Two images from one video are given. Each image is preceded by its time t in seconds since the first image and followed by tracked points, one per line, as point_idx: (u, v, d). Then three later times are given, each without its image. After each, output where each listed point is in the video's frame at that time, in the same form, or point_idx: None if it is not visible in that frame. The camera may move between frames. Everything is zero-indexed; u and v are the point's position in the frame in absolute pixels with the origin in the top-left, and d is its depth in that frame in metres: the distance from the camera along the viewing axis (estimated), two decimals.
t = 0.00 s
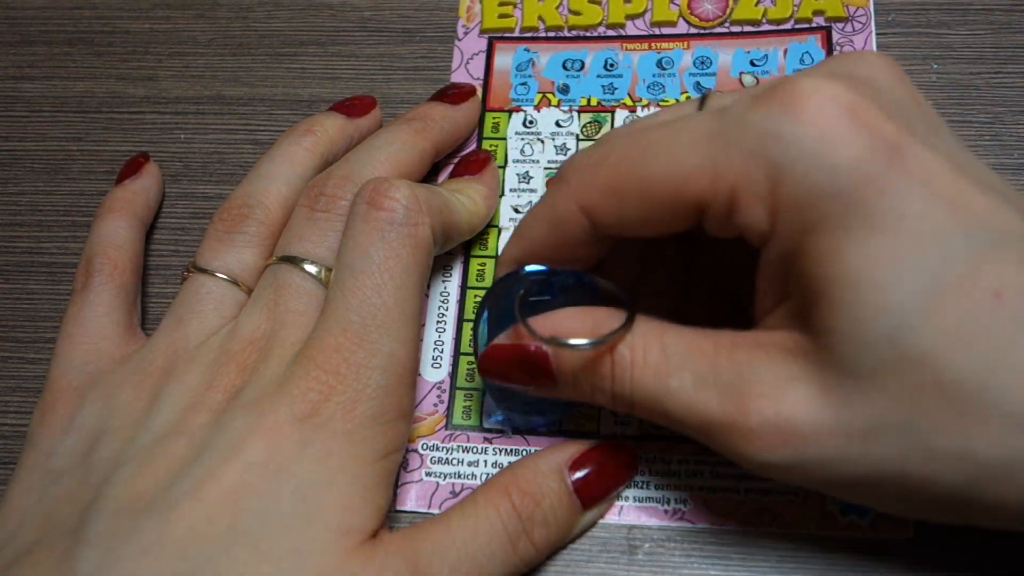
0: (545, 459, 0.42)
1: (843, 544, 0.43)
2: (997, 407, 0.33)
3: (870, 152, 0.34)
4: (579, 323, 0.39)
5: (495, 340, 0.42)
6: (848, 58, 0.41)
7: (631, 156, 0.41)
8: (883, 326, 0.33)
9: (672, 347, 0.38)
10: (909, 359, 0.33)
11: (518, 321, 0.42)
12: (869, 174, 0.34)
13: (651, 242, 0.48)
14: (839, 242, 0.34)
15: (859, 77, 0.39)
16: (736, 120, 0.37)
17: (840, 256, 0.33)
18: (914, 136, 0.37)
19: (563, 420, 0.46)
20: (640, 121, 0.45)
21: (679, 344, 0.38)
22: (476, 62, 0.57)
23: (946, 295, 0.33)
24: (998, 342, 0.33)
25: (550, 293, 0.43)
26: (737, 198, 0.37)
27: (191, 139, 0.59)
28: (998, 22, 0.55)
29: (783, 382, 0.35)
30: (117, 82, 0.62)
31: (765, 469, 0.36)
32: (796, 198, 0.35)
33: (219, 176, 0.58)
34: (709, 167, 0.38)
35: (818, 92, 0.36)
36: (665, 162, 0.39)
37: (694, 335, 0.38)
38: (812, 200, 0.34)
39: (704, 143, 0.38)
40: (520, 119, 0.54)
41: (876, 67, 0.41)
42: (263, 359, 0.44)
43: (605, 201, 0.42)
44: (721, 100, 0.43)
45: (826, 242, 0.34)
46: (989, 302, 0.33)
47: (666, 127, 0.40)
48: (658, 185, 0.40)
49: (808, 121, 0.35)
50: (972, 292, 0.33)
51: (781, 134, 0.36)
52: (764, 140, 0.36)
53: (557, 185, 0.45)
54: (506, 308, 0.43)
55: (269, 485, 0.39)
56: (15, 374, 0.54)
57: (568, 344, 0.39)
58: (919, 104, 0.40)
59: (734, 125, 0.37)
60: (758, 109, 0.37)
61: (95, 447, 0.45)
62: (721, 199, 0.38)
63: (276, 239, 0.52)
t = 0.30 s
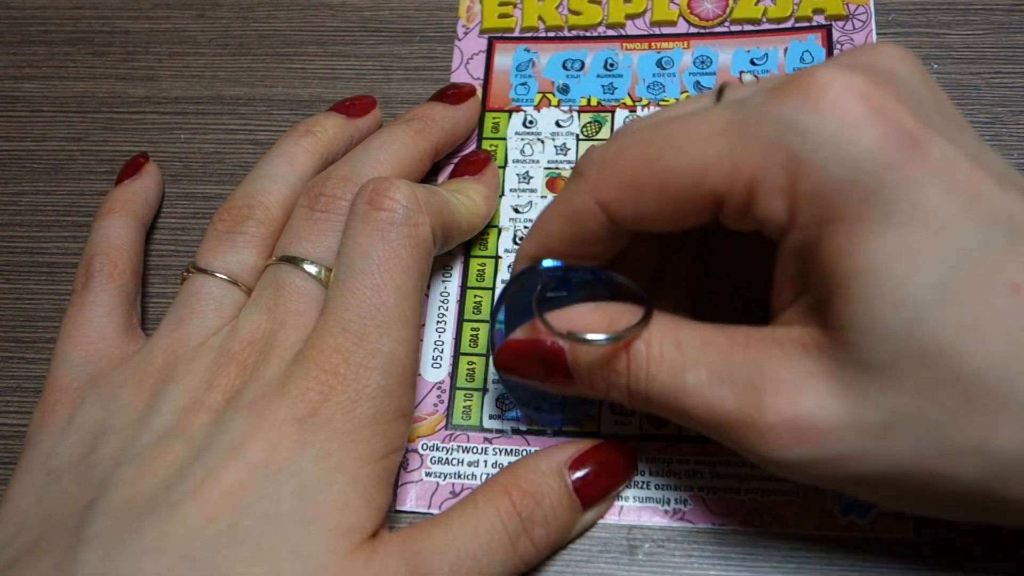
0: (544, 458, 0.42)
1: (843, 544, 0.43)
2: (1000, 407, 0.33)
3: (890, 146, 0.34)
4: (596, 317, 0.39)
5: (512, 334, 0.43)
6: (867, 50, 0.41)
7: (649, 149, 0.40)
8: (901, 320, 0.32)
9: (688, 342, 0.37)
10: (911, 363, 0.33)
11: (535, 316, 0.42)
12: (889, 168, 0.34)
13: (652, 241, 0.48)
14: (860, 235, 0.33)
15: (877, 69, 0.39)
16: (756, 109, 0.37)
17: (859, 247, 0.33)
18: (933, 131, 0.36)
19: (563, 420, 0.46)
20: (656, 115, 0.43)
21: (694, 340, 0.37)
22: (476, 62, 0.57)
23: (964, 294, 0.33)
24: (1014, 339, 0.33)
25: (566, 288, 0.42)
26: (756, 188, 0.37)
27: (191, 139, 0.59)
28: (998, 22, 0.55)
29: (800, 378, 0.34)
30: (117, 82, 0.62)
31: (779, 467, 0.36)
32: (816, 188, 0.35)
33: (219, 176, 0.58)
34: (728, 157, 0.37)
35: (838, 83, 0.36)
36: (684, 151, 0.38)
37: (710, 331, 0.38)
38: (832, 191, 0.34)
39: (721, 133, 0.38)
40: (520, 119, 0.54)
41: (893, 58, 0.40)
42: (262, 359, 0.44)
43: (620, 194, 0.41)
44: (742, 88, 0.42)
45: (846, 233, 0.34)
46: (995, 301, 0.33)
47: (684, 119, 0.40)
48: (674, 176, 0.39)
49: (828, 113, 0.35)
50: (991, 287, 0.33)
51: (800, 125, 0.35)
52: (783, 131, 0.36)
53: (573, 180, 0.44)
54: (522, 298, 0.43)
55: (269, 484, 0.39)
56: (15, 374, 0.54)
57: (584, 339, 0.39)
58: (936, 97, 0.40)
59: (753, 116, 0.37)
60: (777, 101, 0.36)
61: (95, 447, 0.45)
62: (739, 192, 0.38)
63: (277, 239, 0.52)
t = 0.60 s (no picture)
0: (545, 458, 0.42)
1: (843, 544, 0.43)
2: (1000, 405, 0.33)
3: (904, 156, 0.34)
4: (606, 331, 0.39)
5: (523, 349, 0.42)
6: (871, 58, 0.40)
7: (658, 166, 0.39)
8: (915, 334, 0.32)
9: (702, 355, 0.37)
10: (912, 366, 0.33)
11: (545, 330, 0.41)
12: (904, 180, 0.33)
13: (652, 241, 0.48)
14: (878, 249, 0.33)
15: (884, 78, 0.39)
16: (767, 125, 0.37)
17: (877, 261, 0.33)
18: (944, 139, 0.36)
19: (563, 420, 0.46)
20: (656, 130, 0.44)
21: (707, 355, 0.37)
22: (476, 62, 0.57)
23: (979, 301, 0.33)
24: None
25: (578, 301, 0.42)
26: (769, 206, 0.37)
27: (191, 139, 0.59)
28: (998, 22, 0.55)
29: (814, 392, 0.35)
30: (117, 82, 0.62)
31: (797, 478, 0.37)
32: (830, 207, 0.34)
33: (219, 176, 0.58)
34: (740, 175, 0.37)
35: (847, 95, 0.36)
36: (695, 168, 0.38)
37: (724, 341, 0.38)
38: (847, 208, 0.34)
39: (733, 149, 0.37)
40: (520, 119, 0.54)
41: (900, 66, 0.40)
42: (263, 360, 0.44)
43: (631, 212, 0.41)
44: (746, 102, 0.42)
45: (865, 248, 0.33)
46: (998, 298, 0.33)
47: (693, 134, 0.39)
48: (685, 194, 0.38)
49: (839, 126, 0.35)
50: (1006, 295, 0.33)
51: (814, 140, 0.35)
52: (797, 146, 0.35)
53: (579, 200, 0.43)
54: (533, 314, 0.43)
55: (269, 484, 0.39)
56: (15, 373, 0.54)
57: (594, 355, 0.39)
58: (944, 104, 0.39)
59: (767, 130, 0.37)
60: (787, 117, 0.36)
61: (95, 447, 0.45)
62: (752, 209, 0.37)
63: (277, 239, 0.52)
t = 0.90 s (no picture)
0: (545, 458, 0.42)
1: (844, 544, 0.43)
2: (1001, 405, 0.33)
3: (929, 138, 0.34)
4: (626, 301, 0.40)
5: (543, 316, 0.43)
6: (897, 40, 0.40)
7: (681, 139, 0.39)
8: (932, 318, 0.33)
9: (719, 331, 0.38)
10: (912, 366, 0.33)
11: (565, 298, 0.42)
12: (926, 162, 0.33)
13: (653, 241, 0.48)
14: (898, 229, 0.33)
15: (911, 59, 0.39)
16: (796, 99, 0.36)
17: (898, 240, 0.33)
18: (969, 127, 0.36)
19: (563, 419, 0.46)
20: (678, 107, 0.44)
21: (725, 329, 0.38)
22: (476, 62, 0.57)
23: (1000, 290, 0.33)
24: None
25: (599, 272, 0.42)
26: (790, 180, 0.37)
27: (191, 139, 0.59)
28: (998, 22, 0.55)
29: (831, 370, 0.35)
30: (117, 82, 0.62)
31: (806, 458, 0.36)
32: (852, 184, 0.34)
33: (219, 176, 0.58)
34: (762, 149, 0.37)
35: (875, 75, 0.36)
36: (720, 140, 0.38)
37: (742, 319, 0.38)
38: (868, 184, 0.34)
39: (759, 120, 0.37)
40: (520, 119, 0.54)
41: (926, 50, 0.40)
42: (263, 360, 0.44)
43: (654, 182, 0.41)
44: (770, 78, 0.42)
45: (884, 227, 0.33)
46: (999, 296, 0.33)
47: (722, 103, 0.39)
48: (709, 165, 0.38)
49: (864, 107, 0.35)
50: None
51: (839, 119, 0.35)
52: (821, 123, 0.35)
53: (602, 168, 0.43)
54: (554, 284, 0.44)
55: (269, 485, 0.39)
56: (15, 374, 0.54)
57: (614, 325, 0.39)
58: (969, 89, 0.39)
59: (794, 104, 0.36)
60: (813, 93, 0.36)
61: (95, 447, 0.44)
62: (773, 185, 0.37)
63: (277, 238, 0.52)
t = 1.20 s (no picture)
0: (544, 457, 0.42)
1: (844, 544, 0.43)
2: (1002, 405, 0.33)
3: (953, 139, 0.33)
4: (640, 306, 0.39)
5: (555, 317, 0.42)
6: (915, 39, 0.40)
7: (695, 146, 0.38)
8: (951, 323, 0.32)
9: (734, 336, 0.37)
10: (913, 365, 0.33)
11: (578, 300, 0.41)
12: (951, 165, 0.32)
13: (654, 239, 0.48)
14: (919, 237, 0.32)
15: (929, 60, 0.38)
16: (818, 98, 0.35)
17: (918, 249, 0.32)
18: (988, 128, 0.35)
19: (563, 419, 0.46)
20: (695, 104, 0.43)
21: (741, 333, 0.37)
22: (476, 62, 0.57)
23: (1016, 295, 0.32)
24: None
25: (611, 274, 0.41)
26: (810, 186, 0.35)
27: (191, 139, 0.59)
28: (998, 22, 0.55)
29: (847, 379, 0.34)
30: (117, 82, 0.62)
31: (821, 465, 0.36)
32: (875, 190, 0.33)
33: (219, 176, 0.58)
34: (782, 153, 0.35)
35: (899, 73, 0.35)
36: (738, 143, 0.36)
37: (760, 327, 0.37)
38: (892, 193, 0.32)
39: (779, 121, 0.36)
40: (520, 119, 0.54)
41: (944, 48, 0.39)
42: (262, 360, 0.44)
43: (670, 188, 0.39)
44: (789, 77, 0.41)
45: (905, 236, 0.32)
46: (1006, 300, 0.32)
47: (740, 104, 0.38)
48: (726, 170, 0.37)
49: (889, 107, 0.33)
50: None
51: (861, 121, 0.34)
52: (842, 129, 0.34)
53: (616, 168, 0.42)
54: (565, 284, 0.42)
55: (268, 485, 0.38)
56: (15, 373, 0.54)
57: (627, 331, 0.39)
58: (987, 90, 0.39)
59: (816, 105, 0.35)
60: (834, 97, 0.34)
61: (95, 447, 0.44)
62: (792, 189, 0.36)
63: (277, 238, 0.52)
